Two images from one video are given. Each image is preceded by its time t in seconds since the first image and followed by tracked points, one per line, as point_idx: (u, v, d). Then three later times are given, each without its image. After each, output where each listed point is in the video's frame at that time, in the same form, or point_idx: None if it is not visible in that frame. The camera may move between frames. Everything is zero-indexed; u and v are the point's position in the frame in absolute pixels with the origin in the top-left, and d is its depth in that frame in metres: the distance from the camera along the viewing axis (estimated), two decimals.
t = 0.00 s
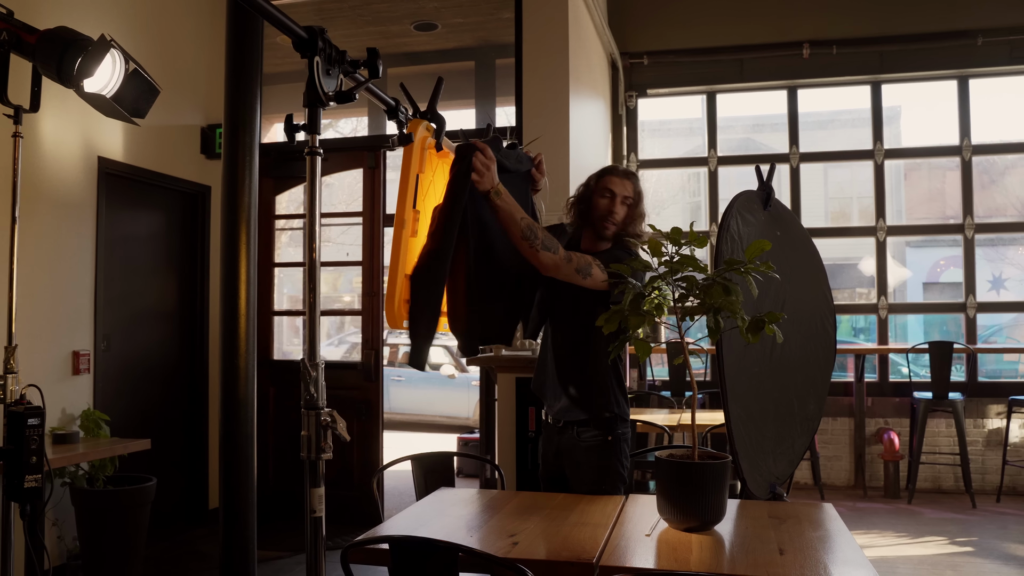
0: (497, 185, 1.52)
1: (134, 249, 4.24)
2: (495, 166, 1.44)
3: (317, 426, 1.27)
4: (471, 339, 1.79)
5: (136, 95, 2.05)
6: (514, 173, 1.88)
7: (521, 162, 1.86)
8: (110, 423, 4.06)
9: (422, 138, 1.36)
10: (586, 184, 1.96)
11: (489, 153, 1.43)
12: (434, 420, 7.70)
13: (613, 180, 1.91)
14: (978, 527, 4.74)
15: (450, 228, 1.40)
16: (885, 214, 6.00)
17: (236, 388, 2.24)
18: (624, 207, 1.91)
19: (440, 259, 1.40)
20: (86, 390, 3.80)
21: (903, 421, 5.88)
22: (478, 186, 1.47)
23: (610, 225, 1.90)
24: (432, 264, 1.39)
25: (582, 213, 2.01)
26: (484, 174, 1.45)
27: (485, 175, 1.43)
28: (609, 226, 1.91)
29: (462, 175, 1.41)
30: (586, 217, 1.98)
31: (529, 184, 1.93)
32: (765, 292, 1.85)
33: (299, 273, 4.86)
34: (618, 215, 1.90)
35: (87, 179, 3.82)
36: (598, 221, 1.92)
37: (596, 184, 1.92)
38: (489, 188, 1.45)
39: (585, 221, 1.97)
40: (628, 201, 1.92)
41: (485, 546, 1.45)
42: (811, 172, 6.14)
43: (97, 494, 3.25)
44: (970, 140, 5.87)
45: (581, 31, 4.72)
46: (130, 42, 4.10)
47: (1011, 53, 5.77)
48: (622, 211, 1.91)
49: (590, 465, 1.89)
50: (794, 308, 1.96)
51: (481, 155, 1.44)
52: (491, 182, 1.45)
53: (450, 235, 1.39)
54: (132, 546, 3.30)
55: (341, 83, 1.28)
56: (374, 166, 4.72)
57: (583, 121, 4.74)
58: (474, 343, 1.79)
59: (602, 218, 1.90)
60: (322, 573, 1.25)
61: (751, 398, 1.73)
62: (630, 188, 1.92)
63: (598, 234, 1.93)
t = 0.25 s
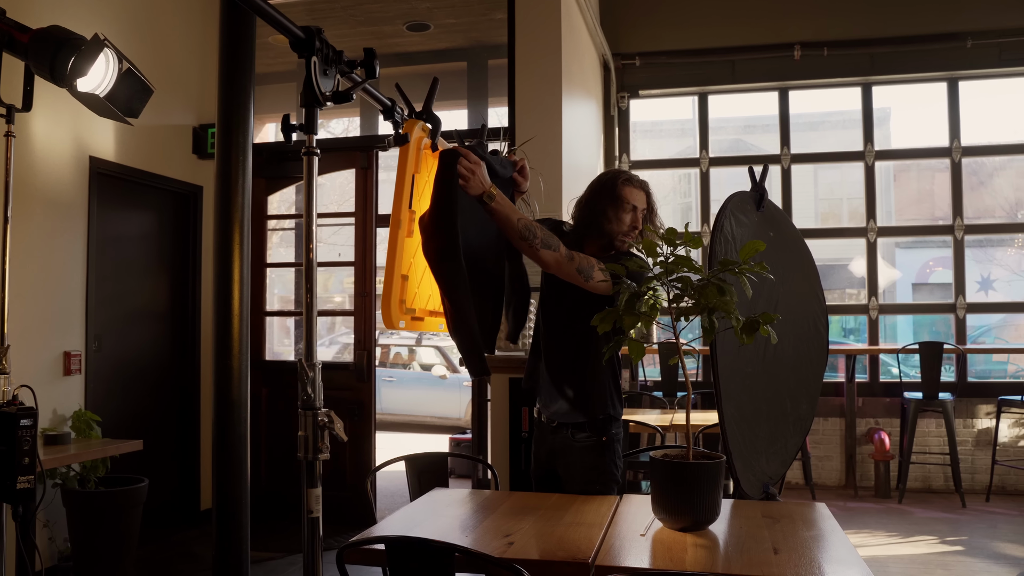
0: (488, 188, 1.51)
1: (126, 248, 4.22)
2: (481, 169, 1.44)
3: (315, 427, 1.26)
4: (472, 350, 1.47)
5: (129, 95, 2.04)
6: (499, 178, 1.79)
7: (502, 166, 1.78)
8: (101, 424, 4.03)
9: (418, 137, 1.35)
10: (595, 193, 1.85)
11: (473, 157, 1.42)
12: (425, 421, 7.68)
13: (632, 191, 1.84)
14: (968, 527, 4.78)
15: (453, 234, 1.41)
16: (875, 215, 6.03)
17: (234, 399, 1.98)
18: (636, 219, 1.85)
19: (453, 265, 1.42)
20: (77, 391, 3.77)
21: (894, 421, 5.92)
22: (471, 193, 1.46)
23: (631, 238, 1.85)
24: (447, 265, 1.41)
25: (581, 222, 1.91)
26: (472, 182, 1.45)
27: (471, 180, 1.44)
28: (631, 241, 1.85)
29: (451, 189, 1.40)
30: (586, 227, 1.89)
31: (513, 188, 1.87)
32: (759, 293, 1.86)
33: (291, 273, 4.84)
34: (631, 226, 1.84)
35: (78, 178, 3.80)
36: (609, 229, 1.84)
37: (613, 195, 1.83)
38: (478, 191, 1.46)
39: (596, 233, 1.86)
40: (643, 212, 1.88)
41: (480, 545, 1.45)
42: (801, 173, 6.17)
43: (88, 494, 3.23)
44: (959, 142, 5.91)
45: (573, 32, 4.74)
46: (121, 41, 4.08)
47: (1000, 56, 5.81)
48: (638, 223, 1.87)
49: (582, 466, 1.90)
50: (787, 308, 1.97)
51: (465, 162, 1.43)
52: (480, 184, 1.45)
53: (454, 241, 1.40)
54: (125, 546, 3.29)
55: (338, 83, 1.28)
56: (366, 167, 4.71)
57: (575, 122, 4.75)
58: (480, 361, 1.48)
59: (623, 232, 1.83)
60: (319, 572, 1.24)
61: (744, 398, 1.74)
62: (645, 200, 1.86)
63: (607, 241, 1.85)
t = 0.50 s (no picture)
0: (495, 199, 1.35)
1: (118, 248, 4.20)
2: (487, 177, 1.31)
3: (315, 427, 1.26)
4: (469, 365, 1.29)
5: (124, 94, 2.04)
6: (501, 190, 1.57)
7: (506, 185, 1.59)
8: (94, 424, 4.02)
9: (415, 138, 1.34)
10: (594, 192, 1.85)
11: (478, 166, 1.29)
12: (418, 421, 7.68)
13: (631, 192, 1.85)
14: (959, 526, 4.81)
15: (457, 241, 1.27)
16: (868, 216, 6.06)
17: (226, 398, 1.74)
18: (635, 220, 1.86)
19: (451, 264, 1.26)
20: (70, 391, 3.76)
21: (885, 421, 5.95)
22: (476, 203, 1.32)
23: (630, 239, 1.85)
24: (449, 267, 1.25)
25: (578, 222, 1.86)
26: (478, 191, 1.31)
27: (479, 189, 1.30)
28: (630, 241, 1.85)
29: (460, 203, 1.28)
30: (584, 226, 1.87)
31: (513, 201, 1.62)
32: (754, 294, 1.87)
33: (285, 274, 4.83)
34: (631, 227, 1.85)
35: (71, 178, 3.78)
36: (610, 228, 1.82)
37: (613, 195, 1.83)
38: (485, 201, 1.32)
39: (595, 233, 1.83)
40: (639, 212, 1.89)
41: (477, 545, 1.46)
42: (793, 173, 6.20)
43: (80, 495, 3.21)
44: (950, 143, 5.94)
45: (567, 33, 4.75)
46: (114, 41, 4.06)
47: (991, 58, 5.84)
48: (635, 223, 1.88)
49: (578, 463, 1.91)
50: (781, 309, 1.98)
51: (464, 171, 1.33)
52: (488, 194, 1.31)
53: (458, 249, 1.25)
54: (118, 547, 3.28)
55: (336, 83, 1.28)
56: (360, 167, 4.71)
57: (568, 122, 4.76)
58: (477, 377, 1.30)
59: (623, 232, 1.83)
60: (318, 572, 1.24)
61: (739, 398, 1.74)
62: (644, 202, 1.88)
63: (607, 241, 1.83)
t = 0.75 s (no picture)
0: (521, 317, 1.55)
1: (111, 248, 4.17)
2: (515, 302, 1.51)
3: (313, 426, 1.26)
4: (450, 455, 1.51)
5: (119, 93, 2.05)
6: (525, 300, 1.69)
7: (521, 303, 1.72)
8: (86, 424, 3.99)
9: (413, 138, 1.34)
10: (593, 195, 1.85)
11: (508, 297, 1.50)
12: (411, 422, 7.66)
13: (630, 193, 1.84)
14: (951, 525, 4.84)
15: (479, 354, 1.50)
16: (860, 217, 6.09)
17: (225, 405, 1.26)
18: (634, 220, 1.85)
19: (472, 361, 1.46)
20: (62, 392, 3.74)
21: (877, 421, 5.98)
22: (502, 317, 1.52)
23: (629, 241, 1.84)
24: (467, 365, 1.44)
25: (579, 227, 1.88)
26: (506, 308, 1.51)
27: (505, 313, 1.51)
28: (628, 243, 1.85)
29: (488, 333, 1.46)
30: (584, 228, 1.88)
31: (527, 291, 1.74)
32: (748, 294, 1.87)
33: (278, 274, 4.82)
34: (630, 227, 1.84)
35: (64, 178, 3.76)
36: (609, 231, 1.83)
37: (611, 196, 1.83)
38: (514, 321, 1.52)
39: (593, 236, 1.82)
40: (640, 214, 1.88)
41: (475, 545, 1.46)
42: (785, 174, 6.22)
43: (73, 496, 3.20)
44: (942, 144, 5.98)
45: (560, 33, 4.76)
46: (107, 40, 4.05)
47: (981, 60, 5.88)
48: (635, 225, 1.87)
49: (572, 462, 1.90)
50: (775, 309, 1.98)
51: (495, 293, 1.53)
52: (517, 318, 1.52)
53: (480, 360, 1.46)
54: (111, 548, 3.26)
55: (336, 82, 1.29)
56: (354, 167, 4.70)
57: (562, 123, 4.77)
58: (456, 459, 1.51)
59: (622, 234, 1.83)
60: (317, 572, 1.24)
61: (734, 398, 1.75)
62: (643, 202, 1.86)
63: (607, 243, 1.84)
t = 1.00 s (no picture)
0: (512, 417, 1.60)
1: (98, 248, 4.14)
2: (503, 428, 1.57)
3: (306, 425, 1.26)
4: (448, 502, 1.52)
5: (109, 91, 2.04)
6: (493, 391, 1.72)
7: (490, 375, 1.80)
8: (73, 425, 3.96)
9: (404, 137, 1.34)
10: (584, 195, 1.86)
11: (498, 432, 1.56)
12: (400, 422, 7.65)
13: (621, 192, 1.84)
14: (937, 524, 4.88)
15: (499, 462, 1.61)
16: (848, 217, 6.13)
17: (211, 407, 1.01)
18: (625, 220, 1.85)
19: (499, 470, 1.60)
20: (48, 392, 3.70)
21: (864, 420, 6.03)
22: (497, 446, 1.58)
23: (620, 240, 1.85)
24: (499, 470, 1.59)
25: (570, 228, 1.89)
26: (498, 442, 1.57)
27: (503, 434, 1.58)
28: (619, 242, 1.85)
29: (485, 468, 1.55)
30: (576, 228, 1.89)
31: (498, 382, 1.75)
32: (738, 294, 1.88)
33: (266, 274, 4.80)
34: (621, 227, 1.84)
35: (50, 176, 3.73)
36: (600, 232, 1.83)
37: (602, 195, 1.83)
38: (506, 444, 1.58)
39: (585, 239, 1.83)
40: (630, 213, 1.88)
41: (466, 543, 1.46)
42: (772, 175, 6.26)
43: (60, 497, 3.17)
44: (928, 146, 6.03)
45: (550, 34, 4.76)
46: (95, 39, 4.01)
47: (967, 62, 5.94)
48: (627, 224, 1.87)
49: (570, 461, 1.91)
50: (764, 309, 1.99)
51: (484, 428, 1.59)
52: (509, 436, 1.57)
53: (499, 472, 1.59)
54: (99, 549, 3.24)
55: (330, 80, 1.28)
56: (343, 166, 4.68)
57: (552, 123, 4.78)
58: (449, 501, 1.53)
59: (613, 234, 1.83)
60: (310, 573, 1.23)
61: (724, 397, 1.76)
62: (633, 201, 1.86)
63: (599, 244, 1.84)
